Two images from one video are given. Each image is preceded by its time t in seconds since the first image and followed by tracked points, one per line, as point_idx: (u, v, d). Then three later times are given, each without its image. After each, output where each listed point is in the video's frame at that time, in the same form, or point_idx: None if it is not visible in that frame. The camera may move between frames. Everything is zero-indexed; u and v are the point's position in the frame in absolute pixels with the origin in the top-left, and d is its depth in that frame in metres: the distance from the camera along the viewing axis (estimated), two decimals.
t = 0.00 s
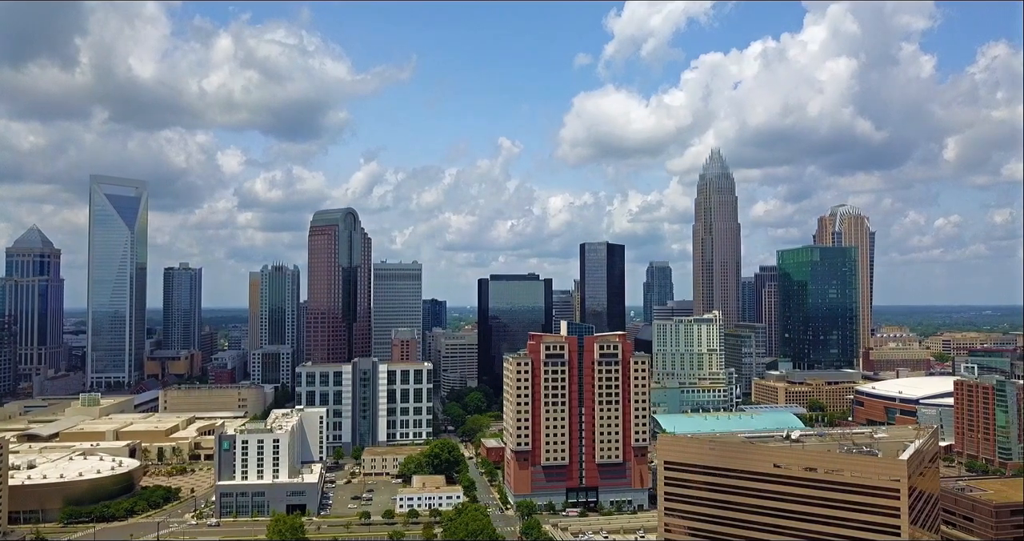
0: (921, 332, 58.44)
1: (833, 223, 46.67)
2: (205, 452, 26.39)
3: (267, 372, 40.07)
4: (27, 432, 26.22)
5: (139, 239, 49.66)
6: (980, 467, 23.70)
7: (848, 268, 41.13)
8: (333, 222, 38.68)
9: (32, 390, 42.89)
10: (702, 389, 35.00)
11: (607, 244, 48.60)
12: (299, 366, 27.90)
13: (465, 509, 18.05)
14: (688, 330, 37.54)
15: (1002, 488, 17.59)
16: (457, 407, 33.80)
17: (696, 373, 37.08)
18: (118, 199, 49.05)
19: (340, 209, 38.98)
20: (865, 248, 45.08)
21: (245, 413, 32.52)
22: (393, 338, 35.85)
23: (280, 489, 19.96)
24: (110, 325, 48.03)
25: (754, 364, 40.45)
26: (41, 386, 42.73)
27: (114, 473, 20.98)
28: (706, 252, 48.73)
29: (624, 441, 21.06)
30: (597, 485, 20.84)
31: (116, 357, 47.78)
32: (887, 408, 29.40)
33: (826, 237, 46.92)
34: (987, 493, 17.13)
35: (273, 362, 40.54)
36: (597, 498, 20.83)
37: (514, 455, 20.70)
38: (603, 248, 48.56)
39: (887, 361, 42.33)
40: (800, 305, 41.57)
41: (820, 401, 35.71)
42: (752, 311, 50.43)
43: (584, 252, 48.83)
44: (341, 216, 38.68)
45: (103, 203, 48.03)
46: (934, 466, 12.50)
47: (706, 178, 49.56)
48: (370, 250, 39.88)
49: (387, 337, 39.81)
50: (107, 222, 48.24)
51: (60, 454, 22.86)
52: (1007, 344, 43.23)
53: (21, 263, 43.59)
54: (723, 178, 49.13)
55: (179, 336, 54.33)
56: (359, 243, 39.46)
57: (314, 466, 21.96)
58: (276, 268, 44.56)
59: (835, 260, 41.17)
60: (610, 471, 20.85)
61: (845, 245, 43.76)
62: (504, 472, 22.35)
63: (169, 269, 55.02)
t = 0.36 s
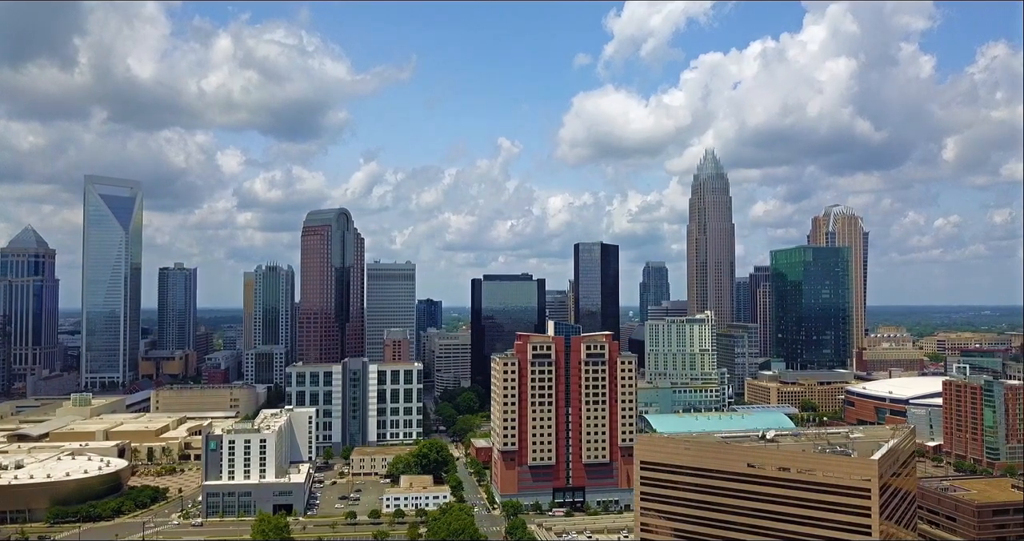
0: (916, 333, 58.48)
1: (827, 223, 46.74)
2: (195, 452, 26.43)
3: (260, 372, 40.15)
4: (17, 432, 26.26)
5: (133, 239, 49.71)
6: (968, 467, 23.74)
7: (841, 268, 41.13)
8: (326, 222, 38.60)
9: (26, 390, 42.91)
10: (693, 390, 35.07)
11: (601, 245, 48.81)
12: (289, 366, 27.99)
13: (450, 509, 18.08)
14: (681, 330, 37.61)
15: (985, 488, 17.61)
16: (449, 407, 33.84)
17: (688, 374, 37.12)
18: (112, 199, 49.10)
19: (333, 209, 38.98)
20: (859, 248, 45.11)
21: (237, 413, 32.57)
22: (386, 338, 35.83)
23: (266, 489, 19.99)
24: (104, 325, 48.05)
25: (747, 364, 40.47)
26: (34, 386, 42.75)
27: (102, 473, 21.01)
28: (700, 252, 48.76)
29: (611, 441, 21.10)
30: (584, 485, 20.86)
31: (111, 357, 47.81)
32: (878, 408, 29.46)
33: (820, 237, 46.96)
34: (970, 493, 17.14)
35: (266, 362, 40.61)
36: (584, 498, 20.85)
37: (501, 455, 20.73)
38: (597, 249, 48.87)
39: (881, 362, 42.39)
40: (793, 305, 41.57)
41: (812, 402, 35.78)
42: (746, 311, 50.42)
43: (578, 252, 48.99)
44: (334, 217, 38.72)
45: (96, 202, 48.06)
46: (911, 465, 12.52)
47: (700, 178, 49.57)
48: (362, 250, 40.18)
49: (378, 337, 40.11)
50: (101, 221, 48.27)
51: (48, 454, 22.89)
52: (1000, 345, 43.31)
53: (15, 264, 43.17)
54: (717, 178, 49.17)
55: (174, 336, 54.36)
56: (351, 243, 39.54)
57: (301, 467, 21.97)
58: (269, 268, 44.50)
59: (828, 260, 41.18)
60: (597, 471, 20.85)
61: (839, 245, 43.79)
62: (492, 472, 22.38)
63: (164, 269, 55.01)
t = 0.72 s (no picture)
0: (912, 333, 58.47)
1: (821, 223, 46.76)
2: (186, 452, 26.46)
3: (254, 373, 40.12)
4: (7, 432, 26.28)
5: (129, 239, 49.70)
6: (956, 467, 23.77)
7: (834, 268, 41.16)
8: (320, 222, 38.74)
9: (19, 390, 42.94)
10: (686, 389, 35.09)
11: (596, 245, 48.76)
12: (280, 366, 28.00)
13: (435, 509, 18.10)
14: (674, 330, 37.61)
15: (969, 488, 17.64)
16: (441, 407, 33.88)
17: (681, 373, 37.12)
18: (108, 199, 48.96)
19: (327, 209, 39.13)
20: (853, 248, 45.14)
21: (229, 413, 32.63)
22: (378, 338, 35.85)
23: (254, 489, 20.01)
24: (99, 325, 48.08)
25: (741, 364, 40.48)
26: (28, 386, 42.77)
27: (90, 473, 21.05)
28: (695, 252, 48.78)
29: (599, 441, 21.14)
30: (572, 485, 20.90)
31: (105, 357, 47.87)
32: (868, 408, 29.50)
33: (815, 237, 46.99)
34: (954, 493, 17.18)
35: (260, 362, 40.60)
36: (572, 498, 20.88)
37: (489, 455, 20.76)
38: (591, 249, 48.76)
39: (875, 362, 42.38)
40: (787, 305, 41.60)
41: (805, 402, 35.84)
42: (741, 311, 50.38)
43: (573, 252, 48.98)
44: (327, 217, 38.81)
45: (92, 204, 47.90)
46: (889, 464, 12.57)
47: (695, 178, 49.57)
48: (355, 250, 40.09)
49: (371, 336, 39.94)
50: (96, 223, 48.12)
51: (38, 454, 22.92)
52: (994, 345, 43.32)
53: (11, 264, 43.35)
54: (711, 178, 49.23)
55: (169, 336, 54.39)
56: (345, 243, 39.59)
57: (289, 467, 21.99)
58: (264, 267, 44.50)
59: (822, 260, 41.20)
60: (585, 471, 20.89)
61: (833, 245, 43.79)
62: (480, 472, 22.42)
63: (159, 269, 55.02)
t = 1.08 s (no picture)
0: (906, 333, 58.47)
1: (814, 224, 46.80)
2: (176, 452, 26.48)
3: (247, 372, 40.15)
4: None
5: (123, 240, 49.75)
6: (944, 467, 23.73)
7: (827, 268, 41.20)
8: (312, 223, 38.71)
9: (12, 390, 42.93)
10: (678, 389, 35.10)
11: (589, 246, 48.84)
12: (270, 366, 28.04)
13: (419, 509, 18.13)
14: (666, 330, 37.62)
15: (952, 487, 17.68)
16: (433, 407, 33.92)
17: (673, 374, 37.16)
18: (102, 199, 49.12)
19: (320, 210, 39.16)
20: (846, 248, 45.18)
21: (221, 413, 32.68)
22: (370, 338, 35.89)
23: (239, 489, 20.03)
24: (93, 325, 48.10)
25: (733, 364, 40.51)
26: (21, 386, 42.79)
27: (77, 473, 21.07)
28: (689, 252, 48.80)
29: (585, 441, 21.16)
30: (558, 485, 20.92)
31: (100, 357, 47.91)
32: (858, 408, 29.53)
33: (808, 237, 47.03)
34: (936, 493, 17.22)
35: (253, 362, 40.65)
36: (558, 498, 20.89)
37: (475, 455, 20.79)
38: (585, 249, 48.93)
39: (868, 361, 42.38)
40: (780, 305, 41.61)
41: (797, 402, 35.91)
42: (735, 312, 50.39)
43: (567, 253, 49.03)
44: (320, 217, 38.84)
45: (86, 203, 48.07)
46: (866, 464, 12.58)
47: (688, 179, 49.58)
48: (348, 250, 40.18)
49: (364, 336, 40.05)
50: (90, 222, 48.17)
51: (26, 455, 22.95)
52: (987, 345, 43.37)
53: (4, 264, 43.51)
54: (705, 178, 49.23)
55: (163, 336, 54.42)
56: (337, 244, 39.62)
57: (277, 467, 21.99)
58: (258, 268, 44.47)
59: (814, 260, 41.23)
60: (571, 471, 20.91)
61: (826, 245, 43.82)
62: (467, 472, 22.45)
63: (154, 270, 55.05)
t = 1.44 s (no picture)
0: (902, 333, 58.45)
1: (808, 224, 46.84)
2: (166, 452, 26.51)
3: (240, 373, 40.18)
4: None
5: (117, 240, 49.74)
6: (932, 467, 23.73)
7: (819, 269, 41.23)
8: (305, 223, 38.76)
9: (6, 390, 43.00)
10: (670, 390, 35.12)
11: (584, 247, 48.97)
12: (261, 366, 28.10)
13: (404, 509, 18.14)
14: (658, 330, 37.66)
15: (935, 487, 17.71)
16: (425, 407, 33.94)
17: (666, 374, 37.20)
18: (96, 200, 48.90)
19: (313, 210, 39.15)
20: (839, 249, 45.16)
21: (212, 413, 32.71)
22: (362, 338, 35.87)
23: (226, 489, 20.05)
24: (88, 325, 48.15)
25: (726, 364, 40.53)
26: (14, 386, 42.86)
27: (64, 473, 21.08)
28: (683, 253, 48.82)
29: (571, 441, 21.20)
30: (545, 485, 20.94)
31: (94, 357, 47.99)
32: (848, 408, 29.57)
33: (802, 237, 47.05)
34: (919, 493, 17.26)
35: (246, 362, 40.67)
36: (545, 498, 20.91)
37: (461, 455, 20.80)
38: (579, 250, 49.00)
39: (861, 362, 42.40)
40: (773, 305, 41.63)
41: (789, 402, 35.98)
42: (730, 312, 50.40)
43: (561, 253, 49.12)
44: (313, 217, 38.84)
45: (80, 203, 47.81)
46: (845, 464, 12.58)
47: (683, 179, 49.60)
48: (341, 250, 40.18)
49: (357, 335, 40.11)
50: (85, 223, 48.01)
51: (14, 455, 22.97)
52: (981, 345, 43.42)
53: None
54: (700, 178, 49.25)
55: (158, 336, 54.47)
56: (330, 243, 39.62)
57: (264, 467, 22.02)
58: (251, 268, 44.52)
59: (807, 260, 41.26)
60: (557, 471, 20.91)
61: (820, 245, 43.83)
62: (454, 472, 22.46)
63: (149, 270, 55.06)
